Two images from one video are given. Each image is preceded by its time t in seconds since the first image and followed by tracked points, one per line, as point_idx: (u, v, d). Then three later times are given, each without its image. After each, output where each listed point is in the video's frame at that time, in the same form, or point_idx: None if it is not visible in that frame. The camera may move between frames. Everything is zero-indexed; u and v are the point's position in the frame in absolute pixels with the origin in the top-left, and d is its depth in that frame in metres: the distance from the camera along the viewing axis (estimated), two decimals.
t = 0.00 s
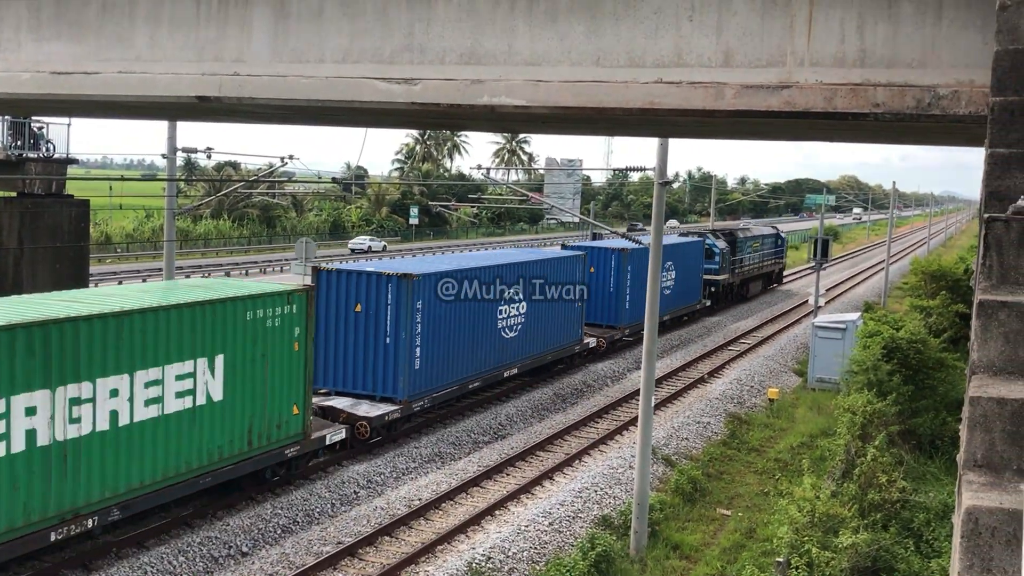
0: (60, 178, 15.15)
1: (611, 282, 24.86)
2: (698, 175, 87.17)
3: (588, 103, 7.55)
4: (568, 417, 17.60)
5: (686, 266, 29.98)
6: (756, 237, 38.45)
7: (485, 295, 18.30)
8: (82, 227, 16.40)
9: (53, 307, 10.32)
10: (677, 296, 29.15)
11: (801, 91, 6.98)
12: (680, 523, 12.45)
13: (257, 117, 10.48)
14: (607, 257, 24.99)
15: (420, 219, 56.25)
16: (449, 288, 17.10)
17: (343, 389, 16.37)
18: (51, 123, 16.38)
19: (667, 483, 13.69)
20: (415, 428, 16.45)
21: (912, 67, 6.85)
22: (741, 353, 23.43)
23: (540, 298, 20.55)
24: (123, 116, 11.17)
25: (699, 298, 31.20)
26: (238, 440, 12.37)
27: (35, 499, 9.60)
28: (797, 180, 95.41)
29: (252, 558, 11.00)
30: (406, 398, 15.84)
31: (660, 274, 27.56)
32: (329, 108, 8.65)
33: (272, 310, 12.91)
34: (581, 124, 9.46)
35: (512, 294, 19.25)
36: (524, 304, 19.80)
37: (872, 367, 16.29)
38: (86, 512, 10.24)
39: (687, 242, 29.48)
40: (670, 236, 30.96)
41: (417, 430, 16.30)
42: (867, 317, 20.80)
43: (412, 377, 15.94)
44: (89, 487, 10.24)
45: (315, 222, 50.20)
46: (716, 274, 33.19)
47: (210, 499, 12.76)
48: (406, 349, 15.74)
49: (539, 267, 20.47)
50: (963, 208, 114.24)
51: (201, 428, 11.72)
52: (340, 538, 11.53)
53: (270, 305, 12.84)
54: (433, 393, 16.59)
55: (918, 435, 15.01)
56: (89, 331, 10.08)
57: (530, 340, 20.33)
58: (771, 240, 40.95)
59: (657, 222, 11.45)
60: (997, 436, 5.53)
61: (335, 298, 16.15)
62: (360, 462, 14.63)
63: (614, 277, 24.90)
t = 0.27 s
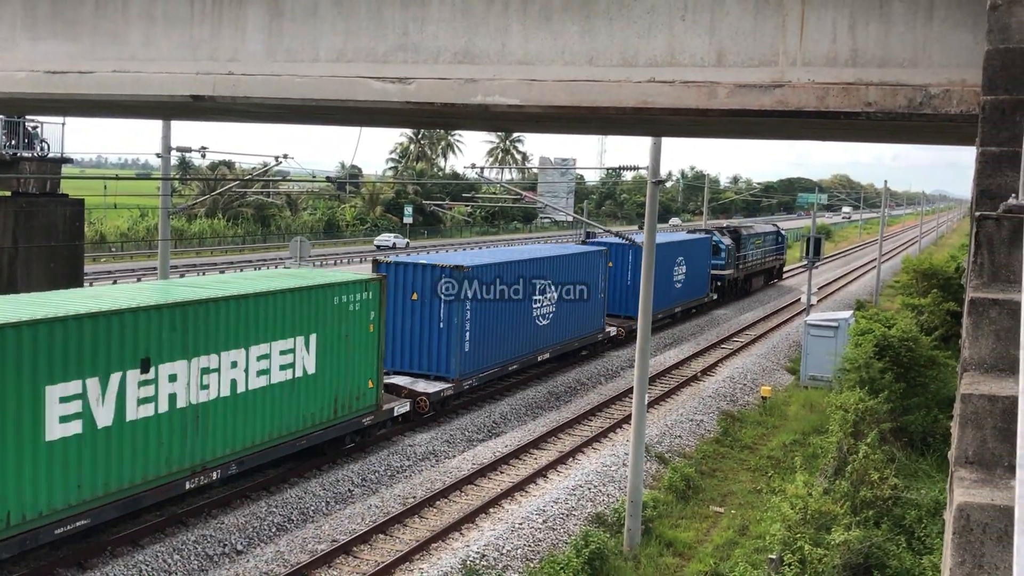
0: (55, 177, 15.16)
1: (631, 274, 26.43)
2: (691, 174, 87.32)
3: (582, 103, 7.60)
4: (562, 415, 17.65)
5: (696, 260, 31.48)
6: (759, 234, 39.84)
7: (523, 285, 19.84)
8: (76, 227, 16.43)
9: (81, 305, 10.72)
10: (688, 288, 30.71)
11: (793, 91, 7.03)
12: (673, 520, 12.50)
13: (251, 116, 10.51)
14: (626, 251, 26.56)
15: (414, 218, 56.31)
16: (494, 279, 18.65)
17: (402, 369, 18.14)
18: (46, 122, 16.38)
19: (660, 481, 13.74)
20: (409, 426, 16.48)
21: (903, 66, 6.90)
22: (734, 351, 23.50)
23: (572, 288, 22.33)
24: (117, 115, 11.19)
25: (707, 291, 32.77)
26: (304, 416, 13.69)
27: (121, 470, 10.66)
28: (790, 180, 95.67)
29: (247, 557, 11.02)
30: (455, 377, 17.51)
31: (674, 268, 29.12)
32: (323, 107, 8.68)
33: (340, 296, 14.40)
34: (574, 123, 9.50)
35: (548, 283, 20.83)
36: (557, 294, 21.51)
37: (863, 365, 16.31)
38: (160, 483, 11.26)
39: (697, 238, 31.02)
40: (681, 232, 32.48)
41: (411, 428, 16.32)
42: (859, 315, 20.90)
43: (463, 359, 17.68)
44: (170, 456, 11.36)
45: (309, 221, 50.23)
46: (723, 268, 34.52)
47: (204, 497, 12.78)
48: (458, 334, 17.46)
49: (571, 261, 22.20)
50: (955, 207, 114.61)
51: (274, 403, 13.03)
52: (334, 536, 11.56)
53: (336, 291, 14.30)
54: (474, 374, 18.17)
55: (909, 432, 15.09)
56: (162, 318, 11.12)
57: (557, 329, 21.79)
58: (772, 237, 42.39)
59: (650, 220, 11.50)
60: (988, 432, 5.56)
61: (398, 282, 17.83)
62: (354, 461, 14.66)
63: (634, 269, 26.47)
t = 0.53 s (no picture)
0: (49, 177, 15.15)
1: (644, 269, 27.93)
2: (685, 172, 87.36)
3: (576, 101, 7.60)
4: (557, 413, 17.65)
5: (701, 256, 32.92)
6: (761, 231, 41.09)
7: (538, 283, 20.65)
8: (70, 226, 16.49)
9: (157, 293, 11.84)
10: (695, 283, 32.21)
11: (787, 89, 7.05)
12: (668, 518, 12.51)
13: (246, 115, 10.49)
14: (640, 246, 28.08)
15: (409, 217, 56.33)
16: (529, 274, 20.22)
17: (451, 352, 19.79)
18: (40, 121, 16.37)
19: (654, 479, 13.75)
20: (404, 425, 16.49)
21: (897, 65, 6.92)
22: (728, 349, 23.54)
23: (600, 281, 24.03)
24: (112, 114, 11.19)
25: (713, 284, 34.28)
26: (376, 389, 15.49)
27: (232, 432, 12.40)
28: (785, 178, 95.76)
29: (242, 556, 11.02)
30: (500, 359, 19.19)
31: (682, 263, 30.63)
32: (317, 106, 8.68)
33: (401, 284, 16.11)
34: (567, 121, 9.50)
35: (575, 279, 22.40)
36: (585, 285, 23.20)
37: (857, 363, 16.32)
38: (266, 443, 13.08)
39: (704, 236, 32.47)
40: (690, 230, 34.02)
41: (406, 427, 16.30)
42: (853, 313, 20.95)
43: (505, 343, 19.31)
44: (273, 420, 13.18)
45: (303, 220, 50.21)
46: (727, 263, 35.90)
47: (199, 496, 12.76)
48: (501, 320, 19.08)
49: (600, 256, 23.90)
50: (949, 205, 114.90)
51: (350, 377, 14.83)
52: (329, 535, 11.56)
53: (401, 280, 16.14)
54: (507, 360, 19.48)
55: (904, 430, 15.11)
56: (266, 303, 12.91)
57: (580, 320, 23.25)
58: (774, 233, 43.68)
59: (644, 219, 11.51)
60: (981, 430, 5.55)
61: (448, 270, 19.40)
62: (349, 459, 14.66)
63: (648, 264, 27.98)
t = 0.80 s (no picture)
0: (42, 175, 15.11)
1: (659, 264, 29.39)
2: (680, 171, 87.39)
3: (570, 100, 7.60)
4: (551, 412, 17.65)
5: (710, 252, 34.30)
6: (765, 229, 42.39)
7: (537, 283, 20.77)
8: (62, 224, 16.49)
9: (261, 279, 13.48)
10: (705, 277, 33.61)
11: (781, 88, 7.05)
12: (662, 517, 12.52)
13: (240, 113, 10.47)
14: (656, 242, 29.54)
15: (403, 216, 56.30)
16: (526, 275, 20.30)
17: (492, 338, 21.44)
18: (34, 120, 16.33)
19: (649, 478, 13.76)
20: (398, 424, 16.49)
21: (891, 64, 6.92)
22: (723, 348, 23.56)
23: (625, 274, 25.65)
24: (107, 113, 11.17)
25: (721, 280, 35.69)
26: (433, 369, 17.06)
27: (320, 401, 14.04)
28: (779, 177, 95.87)
29: (236, 555, 11.00)
30: (533, 345, 20.79)
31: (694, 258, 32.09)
32: (311, 104, 8.66)
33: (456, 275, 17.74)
34: (562, 120, 9.48)
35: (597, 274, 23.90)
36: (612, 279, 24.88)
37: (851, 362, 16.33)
38: (345, 413, 14.70)
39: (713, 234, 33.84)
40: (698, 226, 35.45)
41: (400, 426, 16.27)
42: (847, 312, 20.98)
43: (538, 331, 20.91)
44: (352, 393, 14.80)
45: (297, 219, 50.17)
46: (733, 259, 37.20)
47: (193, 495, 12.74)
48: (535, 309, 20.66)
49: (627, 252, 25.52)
50: (943, 204, 115.12)
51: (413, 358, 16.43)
52: (324, 534, 11.55)
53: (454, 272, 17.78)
54: (541, 346, 21.12)
55: (898, 429, 15.13)
56: (350, 290, 14.51)
57: (606, 311, 24.85)
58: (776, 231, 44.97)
59: (639, 218, 11.50)
60: (975, 429, 5.54)
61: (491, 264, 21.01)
62: (344, 458, 14.65)
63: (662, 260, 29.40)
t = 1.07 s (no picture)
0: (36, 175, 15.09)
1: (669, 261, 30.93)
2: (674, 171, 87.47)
3: (565, 100, 7.61)
4: (546, 412, 17.65)
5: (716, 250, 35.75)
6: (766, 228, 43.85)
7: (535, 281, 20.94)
8: (57, 223, 16.45)
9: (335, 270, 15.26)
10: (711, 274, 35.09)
11: (776, 88, 7.06)
12: (657, 517, 12.53)
13: (235, 113, 10.46)
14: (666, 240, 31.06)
15: (398, 215, 56.29)
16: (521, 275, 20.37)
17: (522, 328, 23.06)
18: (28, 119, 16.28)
19: (643, 477, 13.77)
20: (393, 423, 16.49)
21: (885, 64, 6.93)
22: (717, 347, 23.59)
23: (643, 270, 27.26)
24: (102, 113, 11.16)
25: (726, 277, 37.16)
26: (476, 353, 18.93)
27: (387, 379, 15.88)
28: (774, 176, 96.02)
29: (230, 555, 10.98)
30: (560, 334, 22.42)
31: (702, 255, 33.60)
32: (306, 104, 8.67)
33: (494, 269, 19.55)
34: (557, 120, 9.49)
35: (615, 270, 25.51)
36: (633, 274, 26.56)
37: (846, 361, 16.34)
38: (406, 390, 16.55)
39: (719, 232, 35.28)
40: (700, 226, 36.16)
41: (395, 426, 16.26)
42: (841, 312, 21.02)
43: (563, 321, 22.51)
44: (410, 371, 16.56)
45: (292, 218, 50.20)
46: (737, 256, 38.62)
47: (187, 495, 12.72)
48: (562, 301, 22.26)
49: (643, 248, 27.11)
50: (936, 203, 115.36)
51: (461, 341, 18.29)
52: (318, 534, 11.54)
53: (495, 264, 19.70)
54: (568, 335, 22.81)
55: (892, 428, 15.15)
56: (409, 279, 16.34)
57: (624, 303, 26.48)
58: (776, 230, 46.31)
59: (633, 218, 11.51)
60: (969, 427, 5.46)
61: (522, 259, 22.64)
62: (338, 458, 14.65)
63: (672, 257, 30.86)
